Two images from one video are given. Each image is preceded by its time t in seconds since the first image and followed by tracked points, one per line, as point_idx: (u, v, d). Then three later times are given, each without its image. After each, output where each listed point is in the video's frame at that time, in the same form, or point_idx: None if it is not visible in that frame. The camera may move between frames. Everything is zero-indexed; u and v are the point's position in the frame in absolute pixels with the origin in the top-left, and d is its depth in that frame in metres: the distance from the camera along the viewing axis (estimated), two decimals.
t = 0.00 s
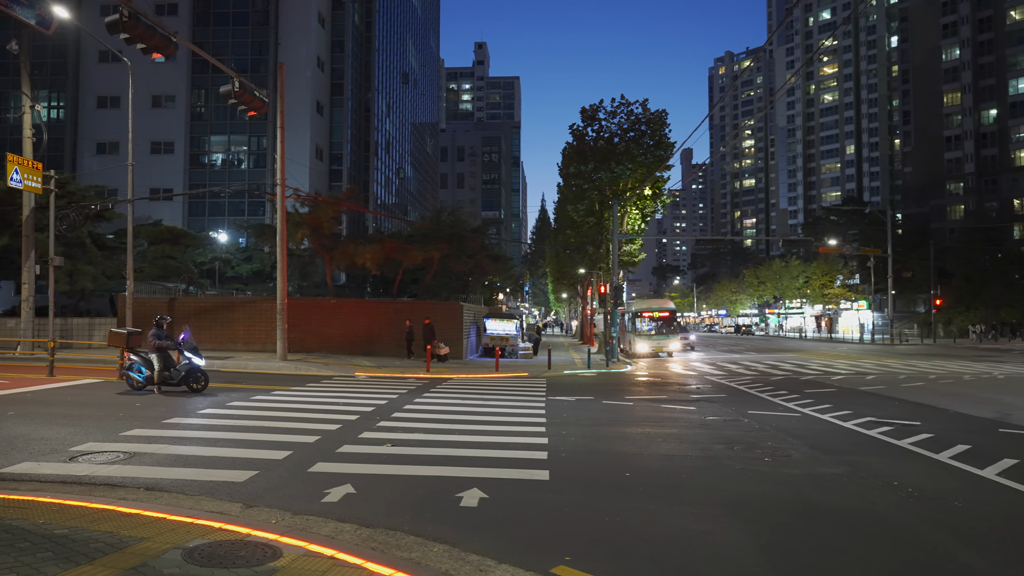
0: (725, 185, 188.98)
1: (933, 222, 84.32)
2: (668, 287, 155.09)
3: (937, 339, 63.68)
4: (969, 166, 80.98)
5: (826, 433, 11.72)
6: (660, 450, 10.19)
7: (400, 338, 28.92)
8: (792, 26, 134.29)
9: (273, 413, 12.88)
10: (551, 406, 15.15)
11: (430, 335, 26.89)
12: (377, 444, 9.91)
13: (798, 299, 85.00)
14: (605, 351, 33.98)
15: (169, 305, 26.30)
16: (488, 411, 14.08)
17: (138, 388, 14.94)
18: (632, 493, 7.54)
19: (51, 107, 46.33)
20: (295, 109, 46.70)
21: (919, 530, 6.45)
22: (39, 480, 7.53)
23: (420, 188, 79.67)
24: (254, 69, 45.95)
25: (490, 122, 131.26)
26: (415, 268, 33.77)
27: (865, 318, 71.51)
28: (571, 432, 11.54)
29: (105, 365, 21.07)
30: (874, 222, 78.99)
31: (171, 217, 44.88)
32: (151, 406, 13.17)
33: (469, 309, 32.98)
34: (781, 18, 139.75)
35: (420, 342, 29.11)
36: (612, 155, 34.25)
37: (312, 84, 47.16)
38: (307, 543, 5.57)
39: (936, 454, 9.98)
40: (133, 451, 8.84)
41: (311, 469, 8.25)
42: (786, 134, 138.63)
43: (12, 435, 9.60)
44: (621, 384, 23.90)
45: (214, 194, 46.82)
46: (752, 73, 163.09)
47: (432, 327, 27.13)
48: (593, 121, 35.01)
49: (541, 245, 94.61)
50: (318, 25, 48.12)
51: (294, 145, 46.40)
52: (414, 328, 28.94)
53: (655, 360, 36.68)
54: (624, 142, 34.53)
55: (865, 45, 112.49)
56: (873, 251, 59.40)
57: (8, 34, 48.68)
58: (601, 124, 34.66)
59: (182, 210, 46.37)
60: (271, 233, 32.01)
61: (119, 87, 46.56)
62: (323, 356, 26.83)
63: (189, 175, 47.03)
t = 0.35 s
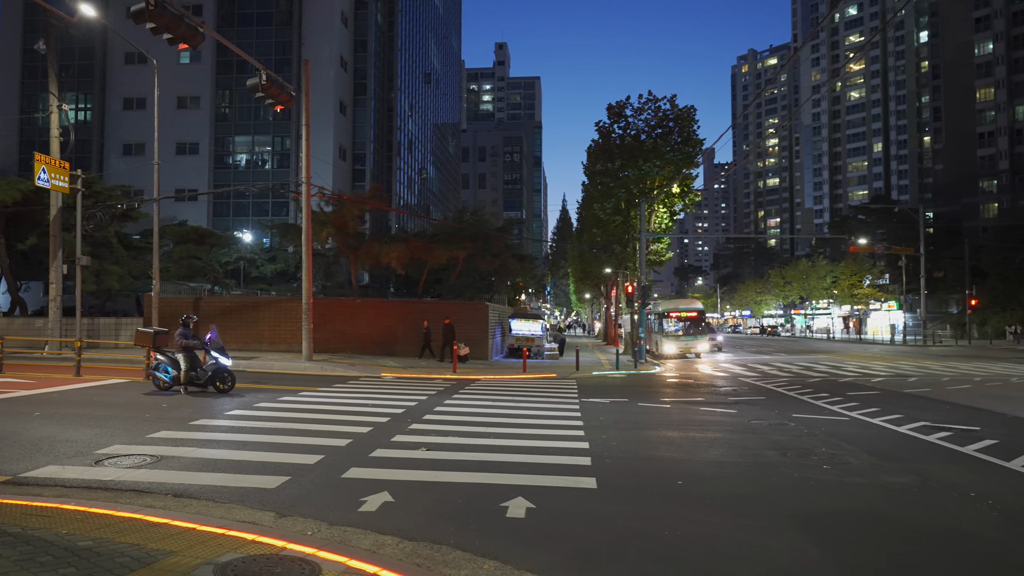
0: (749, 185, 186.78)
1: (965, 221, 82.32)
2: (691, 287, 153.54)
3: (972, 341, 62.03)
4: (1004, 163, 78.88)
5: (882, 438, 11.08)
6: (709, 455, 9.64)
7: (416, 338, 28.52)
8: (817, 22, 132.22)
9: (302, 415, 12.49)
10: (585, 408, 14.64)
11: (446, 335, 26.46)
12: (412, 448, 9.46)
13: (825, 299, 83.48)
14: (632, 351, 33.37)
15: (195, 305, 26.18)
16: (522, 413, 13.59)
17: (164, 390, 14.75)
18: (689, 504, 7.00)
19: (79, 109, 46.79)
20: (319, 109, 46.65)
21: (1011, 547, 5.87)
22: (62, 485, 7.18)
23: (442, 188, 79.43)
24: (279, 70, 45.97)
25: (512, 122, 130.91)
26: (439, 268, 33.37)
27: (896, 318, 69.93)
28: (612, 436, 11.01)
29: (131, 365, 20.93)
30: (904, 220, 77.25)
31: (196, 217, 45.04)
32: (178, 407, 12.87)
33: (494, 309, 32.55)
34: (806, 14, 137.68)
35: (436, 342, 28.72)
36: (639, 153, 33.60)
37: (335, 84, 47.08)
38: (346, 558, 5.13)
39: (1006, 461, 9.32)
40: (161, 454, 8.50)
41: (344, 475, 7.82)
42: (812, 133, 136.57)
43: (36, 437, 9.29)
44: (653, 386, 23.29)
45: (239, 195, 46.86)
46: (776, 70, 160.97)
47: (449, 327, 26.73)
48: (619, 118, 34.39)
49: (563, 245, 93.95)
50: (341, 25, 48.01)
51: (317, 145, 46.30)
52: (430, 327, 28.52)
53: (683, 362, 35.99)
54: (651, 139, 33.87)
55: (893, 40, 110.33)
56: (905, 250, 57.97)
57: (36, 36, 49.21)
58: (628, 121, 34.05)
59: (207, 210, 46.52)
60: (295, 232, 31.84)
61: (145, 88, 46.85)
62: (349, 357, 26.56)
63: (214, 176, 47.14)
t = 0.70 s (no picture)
0: (775, 183, 184.07)
1: (1002, 218, 79.94)
2: (716, 287, 151.61)
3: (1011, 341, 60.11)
4: None
5: (944, 443, 10.41)
6: (760, 461, 9.09)
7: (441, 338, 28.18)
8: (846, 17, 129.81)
9: (331, 416, 12.13)
10: (622, 410, 14.12)
11: (470, 335, 26.09)
12: (447, 452, 9.02)
13: (856, 298, 81.71)
14: (661, 352, 32.65)
15: (222, 305, 26.12)
16: (556, 415, 13.12)
17: (190, 391, 14.55)
18: (751, 515, 6.47)
19: (108, 110, 47.32)
20: (344, 108, 46.58)
21: None
22: (86, 489, 6.85)
23: (466, 188, 79.15)
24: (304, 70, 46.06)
25: (535, 122, 130.37)
26: (465, 267, 32.98)
27: (930, 319, 68.15)
28: (654, 440, 10.48)
29: (159, 364, 20.85)
30: (938, 218, 75.28)
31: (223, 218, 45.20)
32: (205, 407, 12.58)
33: (521, 309, 32.08)
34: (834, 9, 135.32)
35: (459, 341, 28.39)
36: (669, 148, 32.92)
37: (360, 84, 46.96)
38: (385, 575, 4.70)
39: None
40: (188, 457, 8.17)
41: (379, 480, 7.42)
42: (841, 129, 134.05)
43: (62, 438, 9.02)
44: (687, 387, 22.65)
45: (265, 195, 46.91)
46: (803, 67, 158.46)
47: (472, 326, 26.37)
48: (648, 113, 33.75)
49: (587, 244, 93.12)
50: (366, 25, 47.89)
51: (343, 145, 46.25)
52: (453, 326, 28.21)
53: (713, 362, 35.15)
54: (681, 135, 33.19)
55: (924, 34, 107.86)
56: (940, 248, 56.30)
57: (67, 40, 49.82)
58: (657, 117, 33.40)
59: (233, 210, 46.72)
60: (321, 231, 31.71)
61: (172, 89, 47.18)
62: (376, 357, 26.28)
63: (241, 176, 47.27)
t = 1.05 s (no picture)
0: (816, 179, 179.83)
1: None
2: (755, 285, 148.75)
3: None
4: None
5: None
6: (839, 474, 8.41)
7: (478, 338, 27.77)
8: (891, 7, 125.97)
9: (378, 420, 11.77)
10: (677, 415, 13.49)
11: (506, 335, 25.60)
12: (501, 461, 8.53)
13: (904, 297, 79.08)
14: (707, 353, 31.64)
15: (264, 304, 26.13)
16: (609, 420, 12.56)
17: (235, 392, 14.38)
18: (846, 540, 5.85)
19: (153, 113, 48.23)
20: (382, 108, 46.59)
21: None
22: (132, 499, 6.55)
23: (502, 186, 78.82)
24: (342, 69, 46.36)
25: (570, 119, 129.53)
26: (505, 266, 32.54)
27: (984, 318, 65.48)
28: (719, 449, 9.83)
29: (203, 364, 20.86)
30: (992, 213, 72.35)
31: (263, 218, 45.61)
32: (249, 409, 12.33)
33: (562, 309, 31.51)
34: None
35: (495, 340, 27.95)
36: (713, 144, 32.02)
37: (397, 83, 46.91)
38: None
39: None
40: (235, 465, 7.85)
41: (434, 493, 6.98)
42: (886, 123, 130.23)
43: (108, 443, 8.81)
44: (736, 390, 21.85)
45: (304, 195, 47.15)
46: (846, 59, 154.37)
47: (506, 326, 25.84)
48: (692, 108, 32.88)
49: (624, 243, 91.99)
50: (404, 23, 47.80)
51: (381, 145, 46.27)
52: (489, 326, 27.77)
53: (760, 364, 34.07)
54: (726, 130, 32.23)
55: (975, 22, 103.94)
56: (997, 245, 53.91)
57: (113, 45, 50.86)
58: (702, 112, 32.48)
59: (273, 210, 47.15)
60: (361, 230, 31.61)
61: (214, 91, 47.76)
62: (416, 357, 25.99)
63: (281, 176, 47.64)
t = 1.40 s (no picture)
0: (869, 176, 174.23)
1: None
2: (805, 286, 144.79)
3: None
4: None
5: None
6: (942, 489, 7.67)
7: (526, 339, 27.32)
8: None
9: (434, 423, 11.40)
10: (746, 421, 12.78)
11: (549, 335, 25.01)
12: (570, 469, 8.03)
13: (967, 298, 75.68)
14: (764, 356, 30.45)
15: (314, 305, 26.15)
16: (674, 425, 11.95)
17: (289, 393, 14.24)
18: (973, 565, 5.19)
19: (206, 117, 49.24)
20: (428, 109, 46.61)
21: None
22: (192, 506, 6.26)
23: (546, 186, 78.25)
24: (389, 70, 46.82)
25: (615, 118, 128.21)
26: (554, 266, 32.02)
27: None
28: (801, 458, 9.15)
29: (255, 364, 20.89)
30: None
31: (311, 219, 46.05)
32: (304, 411, 12.11)
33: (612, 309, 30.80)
34: None
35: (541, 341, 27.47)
36: (770, 138, 30.90)
37: (444, 83, 46.85)
38: None
39: None
40: (294, 470, 7.54)
41: (504, 504, 6.51)
42: (944, 117, 125.29)
43: (166, 445, 8.61)
44: (799, 393, 20.91)
45: (351, 196, 47.42)
46: (900, 51, 149.15)
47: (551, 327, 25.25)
48: (746, 101, 31.84)
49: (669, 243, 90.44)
50: (449, 23, 47.67)
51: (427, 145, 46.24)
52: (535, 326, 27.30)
53: (819, 366, 32.72)
54: (782, 124, 31.06)
55: None
56: None
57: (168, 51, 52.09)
58: (757, 105, 31.37)
59: (322, 210, 47.61)
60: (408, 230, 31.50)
61: (264, 94, 48.42)
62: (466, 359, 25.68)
63: (329, 178, 48.04)
